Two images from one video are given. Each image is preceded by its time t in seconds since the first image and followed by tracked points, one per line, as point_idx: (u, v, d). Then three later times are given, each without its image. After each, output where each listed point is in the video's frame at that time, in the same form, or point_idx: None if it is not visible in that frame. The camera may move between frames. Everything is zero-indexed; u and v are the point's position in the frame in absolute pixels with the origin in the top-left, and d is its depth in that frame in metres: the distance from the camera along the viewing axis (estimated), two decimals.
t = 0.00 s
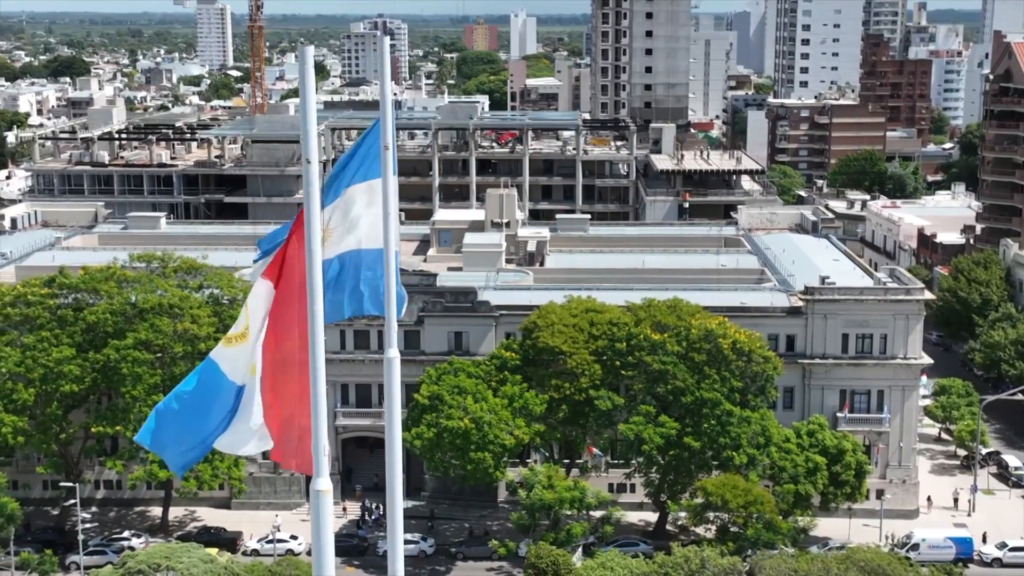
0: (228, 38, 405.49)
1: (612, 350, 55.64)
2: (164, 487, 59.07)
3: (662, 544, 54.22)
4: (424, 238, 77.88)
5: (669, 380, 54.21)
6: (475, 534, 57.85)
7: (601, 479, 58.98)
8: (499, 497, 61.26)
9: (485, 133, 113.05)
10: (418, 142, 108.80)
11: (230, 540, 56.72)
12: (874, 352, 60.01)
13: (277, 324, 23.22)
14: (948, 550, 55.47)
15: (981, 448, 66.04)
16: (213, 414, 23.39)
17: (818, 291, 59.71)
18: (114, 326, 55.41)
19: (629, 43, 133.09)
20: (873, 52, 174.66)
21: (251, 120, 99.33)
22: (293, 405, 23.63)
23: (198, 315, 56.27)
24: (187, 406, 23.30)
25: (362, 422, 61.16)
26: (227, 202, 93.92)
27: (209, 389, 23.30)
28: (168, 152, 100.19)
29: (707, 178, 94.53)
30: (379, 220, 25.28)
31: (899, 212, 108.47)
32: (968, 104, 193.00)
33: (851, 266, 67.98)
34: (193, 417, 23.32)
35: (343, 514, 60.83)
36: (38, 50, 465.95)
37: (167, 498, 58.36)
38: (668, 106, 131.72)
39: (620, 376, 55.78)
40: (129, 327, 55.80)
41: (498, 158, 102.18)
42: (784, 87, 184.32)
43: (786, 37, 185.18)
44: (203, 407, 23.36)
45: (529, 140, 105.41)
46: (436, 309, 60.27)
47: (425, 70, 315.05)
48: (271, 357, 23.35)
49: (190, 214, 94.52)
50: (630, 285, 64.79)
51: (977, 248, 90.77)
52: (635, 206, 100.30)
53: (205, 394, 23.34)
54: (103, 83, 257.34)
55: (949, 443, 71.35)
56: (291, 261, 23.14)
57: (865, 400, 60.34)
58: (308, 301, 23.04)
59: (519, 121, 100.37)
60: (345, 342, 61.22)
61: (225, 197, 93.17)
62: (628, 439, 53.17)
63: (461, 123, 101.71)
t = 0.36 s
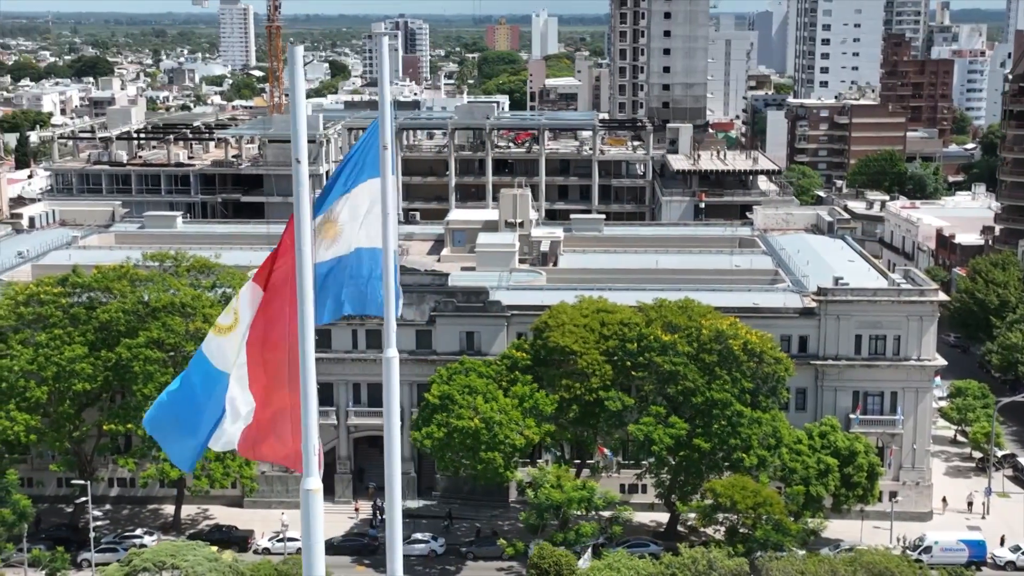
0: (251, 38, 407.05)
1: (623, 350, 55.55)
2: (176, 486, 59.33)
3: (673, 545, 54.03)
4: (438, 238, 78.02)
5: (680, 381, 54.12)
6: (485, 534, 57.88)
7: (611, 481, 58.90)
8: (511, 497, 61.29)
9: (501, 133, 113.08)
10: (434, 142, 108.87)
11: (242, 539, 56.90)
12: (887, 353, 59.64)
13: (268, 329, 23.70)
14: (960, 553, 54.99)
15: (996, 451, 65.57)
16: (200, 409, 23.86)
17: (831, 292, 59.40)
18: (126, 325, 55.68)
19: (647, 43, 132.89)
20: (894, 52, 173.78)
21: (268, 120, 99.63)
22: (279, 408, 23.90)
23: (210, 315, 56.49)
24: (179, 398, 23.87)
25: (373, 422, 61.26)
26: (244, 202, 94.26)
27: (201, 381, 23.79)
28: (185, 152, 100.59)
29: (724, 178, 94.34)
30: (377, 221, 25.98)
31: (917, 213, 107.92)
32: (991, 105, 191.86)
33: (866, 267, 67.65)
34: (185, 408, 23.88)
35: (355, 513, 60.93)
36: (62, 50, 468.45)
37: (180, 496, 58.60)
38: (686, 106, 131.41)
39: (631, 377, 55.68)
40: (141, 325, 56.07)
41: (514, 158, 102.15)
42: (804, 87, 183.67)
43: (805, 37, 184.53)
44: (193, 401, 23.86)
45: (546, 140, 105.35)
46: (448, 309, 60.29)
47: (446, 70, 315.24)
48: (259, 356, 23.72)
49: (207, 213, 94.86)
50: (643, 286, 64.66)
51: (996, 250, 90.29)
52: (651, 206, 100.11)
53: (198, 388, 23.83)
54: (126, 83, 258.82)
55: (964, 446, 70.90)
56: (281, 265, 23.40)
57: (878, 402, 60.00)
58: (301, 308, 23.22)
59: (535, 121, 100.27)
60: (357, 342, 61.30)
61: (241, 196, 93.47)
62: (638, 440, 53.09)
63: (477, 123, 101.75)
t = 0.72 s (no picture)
0: (272, 38, 408.35)
1: (633, 351, 55.36)
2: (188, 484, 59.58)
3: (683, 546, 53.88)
4: (452, 238, 78.11)
5: (690, 382, 53.98)
6: (496, 534, 57.91)
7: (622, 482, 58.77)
8: (521, 497, 61.31)
9: (518, 133, 113.09)
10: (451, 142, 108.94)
11: (253, 537, 57.00)
12: (900, 355, 59.34)
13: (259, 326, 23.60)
14: (972, 556, 54.44)
15: (1011, 454, 65.08)
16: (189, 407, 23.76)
17: (844, 292, 59.14)
18: (138, 324, 55.96)
19: (665, 43, 132.61)
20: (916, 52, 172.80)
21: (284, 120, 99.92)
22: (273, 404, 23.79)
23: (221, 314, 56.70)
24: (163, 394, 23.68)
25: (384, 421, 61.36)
26: (260, 202, 94.60)
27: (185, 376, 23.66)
28: (202, 151, 100.97)
29: (740, 179, 94.06)
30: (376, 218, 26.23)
31: (936, 214, 107.35)
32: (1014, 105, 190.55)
33: (880, 268, 67.33)
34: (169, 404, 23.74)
35: (367, 512, 61.04)
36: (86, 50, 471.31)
37: (192, 495, 58.84)
38: (704, 106, 131.07)
39: (641, 377, 55.49)
40: (152, 324, 56.32)
41: (530, 158, 102.10)
42: (824, 87, 182.96)
43: (826, 37, 183.79)
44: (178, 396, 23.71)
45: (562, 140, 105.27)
46: (459, 308, 60.33)
47: (466, 71, 315.31)
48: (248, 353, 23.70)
49: (224, 213, 95.23)
50: (655, 286, 64.53)
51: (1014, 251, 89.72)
52: (667, 206, 99.90)
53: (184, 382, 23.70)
54: (149, 84, 259.92)
55: (979, 448, 70.44)
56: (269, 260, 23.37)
57: (891, 404, 59.64)
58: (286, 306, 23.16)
59: (552, 121, 100.16)
60: (369, 342, 61.40)
61: (257, 196, 93.78)
62: (648, 441, 52.94)
63: (493, 122, 101.75)
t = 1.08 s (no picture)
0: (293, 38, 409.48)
1: (643, 351, 55.10)
2: (199, 482, 59.74)
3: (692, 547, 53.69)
4: (466, 238, 78.20)
5: (699, 382, 53.85)
6: (505, 534, 57.87)
7: (631, 482, 58.66)
8: (531, 498, 61.31)
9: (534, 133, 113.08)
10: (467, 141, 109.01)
11: (263, 535, 57.09)
12: (912, 356, 58.98)
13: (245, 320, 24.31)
14: (984, 559, 54.08)
15: None
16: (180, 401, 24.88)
17: (856, 293, 58.88)
18: (149, 323, 56.25)
19: (682, 43, 132.39)
20: (937, 51, 171.91)
21: (300, 119, 100.18)
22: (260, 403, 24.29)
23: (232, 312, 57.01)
24: (153, 392, 25.06)
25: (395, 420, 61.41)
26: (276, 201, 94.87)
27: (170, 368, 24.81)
28: (219, 150, 101.31)
29: (756, 178, 93.79)
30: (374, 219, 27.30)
31: (954, 214, 106.89)
32: None
33: (894, 269, 67.00)
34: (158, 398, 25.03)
35: (377, 511, 61.10)
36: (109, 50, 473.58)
37: (203, 493, 59.03)
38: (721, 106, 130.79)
39: (651, 377, 55.25)
40: (163, 322, 56.61)
41: (546, 157, 102.03)
42: (843, 87, 182.38)
43: (845, 36, 183.25)
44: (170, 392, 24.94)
45: (578, 140, 105.22)
46: (470, 308, 60.37)
47: (486, 71, 315.38)
48: (237, 351, 24.29)
49: (239, 212, 95.52)
50: (668, 286, 64.42)
51: None
52: (683, 206, 99.67)
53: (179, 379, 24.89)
54: (171, 84, 261.06)
55: (994, 450, 70.00)
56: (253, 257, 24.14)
57: (903, 405, 59.25)
58: (274, 297, 23.52)
59: (567, 121, 100.06)
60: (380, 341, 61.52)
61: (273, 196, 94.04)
62: (656, 441, 52.82)
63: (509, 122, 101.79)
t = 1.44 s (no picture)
0: (312, 38, 410.26)
1: (651, 351, 54.96)
2: (208, 481, 59.90)
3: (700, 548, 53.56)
4: (477, 238, 78.22)
5: (707, 383, 53.69)
6: (513, 534, 57.81)
7: (639, 482, 58.57)
8: (540, 498, 61.27)
9: (548, 133, 113.01)
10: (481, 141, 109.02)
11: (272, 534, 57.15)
12: (923, 357, 58.64)
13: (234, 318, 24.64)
14: (994, 561, 53.67)
15: None
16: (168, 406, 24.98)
17: (866, 294, 58.57)
18: (158, 321, 56.44)
19: (698, 43, 132.04)
20: (956, 51, 171.09)
21: (314, 119, 100.37)
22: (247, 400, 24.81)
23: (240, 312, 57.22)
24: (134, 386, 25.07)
25: (404, 419, 61.45)
26: (290, 201, 95.13)
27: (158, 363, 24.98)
28: (233, 150, 101.61)
29: (770, 179, 93.49)
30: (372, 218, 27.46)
31: (971, 215, 106.38)
32: None
33: (906, 270, 66.65)
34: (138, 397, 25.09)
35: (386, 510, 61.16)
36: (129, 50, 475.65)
37: (212, 491, 59.16)
38: (737, 106, 130.51)
39: (659, 378, 55.08)
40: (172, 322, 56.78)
41: (560, 157, 101.94)
42: (860, 87, 181.70)
43: (863, 36, 182.59)
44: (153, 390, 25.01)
45: (592, 140, 105.10)
46: (479, 308, 60.39)
47: (504, 71, 315.42)
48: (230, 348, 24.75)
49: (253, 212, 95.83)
50: (677, 286, 64.22)
51: None
52: (697, 206, 99.45)
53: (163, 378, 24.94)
54: (190, 83, 261.88)
55: (1007, 451, 69.58)
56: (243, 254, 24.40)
57: (913, 406, 58.97)
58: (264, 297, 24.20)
59: (581, 121, 99.96)
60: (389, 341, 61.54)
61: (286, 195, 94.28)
62: (663, 442, 52.71)
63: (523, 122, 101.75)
